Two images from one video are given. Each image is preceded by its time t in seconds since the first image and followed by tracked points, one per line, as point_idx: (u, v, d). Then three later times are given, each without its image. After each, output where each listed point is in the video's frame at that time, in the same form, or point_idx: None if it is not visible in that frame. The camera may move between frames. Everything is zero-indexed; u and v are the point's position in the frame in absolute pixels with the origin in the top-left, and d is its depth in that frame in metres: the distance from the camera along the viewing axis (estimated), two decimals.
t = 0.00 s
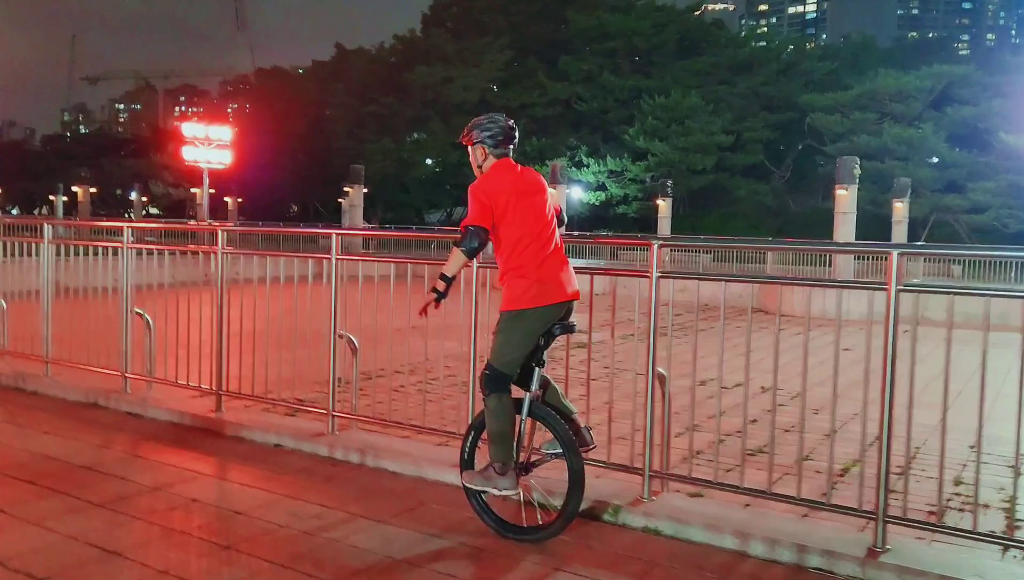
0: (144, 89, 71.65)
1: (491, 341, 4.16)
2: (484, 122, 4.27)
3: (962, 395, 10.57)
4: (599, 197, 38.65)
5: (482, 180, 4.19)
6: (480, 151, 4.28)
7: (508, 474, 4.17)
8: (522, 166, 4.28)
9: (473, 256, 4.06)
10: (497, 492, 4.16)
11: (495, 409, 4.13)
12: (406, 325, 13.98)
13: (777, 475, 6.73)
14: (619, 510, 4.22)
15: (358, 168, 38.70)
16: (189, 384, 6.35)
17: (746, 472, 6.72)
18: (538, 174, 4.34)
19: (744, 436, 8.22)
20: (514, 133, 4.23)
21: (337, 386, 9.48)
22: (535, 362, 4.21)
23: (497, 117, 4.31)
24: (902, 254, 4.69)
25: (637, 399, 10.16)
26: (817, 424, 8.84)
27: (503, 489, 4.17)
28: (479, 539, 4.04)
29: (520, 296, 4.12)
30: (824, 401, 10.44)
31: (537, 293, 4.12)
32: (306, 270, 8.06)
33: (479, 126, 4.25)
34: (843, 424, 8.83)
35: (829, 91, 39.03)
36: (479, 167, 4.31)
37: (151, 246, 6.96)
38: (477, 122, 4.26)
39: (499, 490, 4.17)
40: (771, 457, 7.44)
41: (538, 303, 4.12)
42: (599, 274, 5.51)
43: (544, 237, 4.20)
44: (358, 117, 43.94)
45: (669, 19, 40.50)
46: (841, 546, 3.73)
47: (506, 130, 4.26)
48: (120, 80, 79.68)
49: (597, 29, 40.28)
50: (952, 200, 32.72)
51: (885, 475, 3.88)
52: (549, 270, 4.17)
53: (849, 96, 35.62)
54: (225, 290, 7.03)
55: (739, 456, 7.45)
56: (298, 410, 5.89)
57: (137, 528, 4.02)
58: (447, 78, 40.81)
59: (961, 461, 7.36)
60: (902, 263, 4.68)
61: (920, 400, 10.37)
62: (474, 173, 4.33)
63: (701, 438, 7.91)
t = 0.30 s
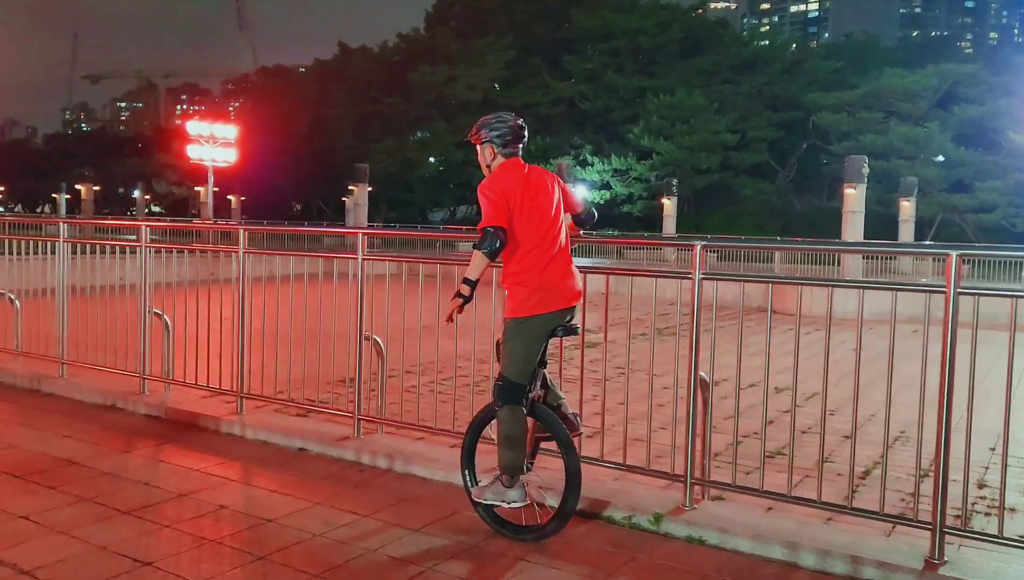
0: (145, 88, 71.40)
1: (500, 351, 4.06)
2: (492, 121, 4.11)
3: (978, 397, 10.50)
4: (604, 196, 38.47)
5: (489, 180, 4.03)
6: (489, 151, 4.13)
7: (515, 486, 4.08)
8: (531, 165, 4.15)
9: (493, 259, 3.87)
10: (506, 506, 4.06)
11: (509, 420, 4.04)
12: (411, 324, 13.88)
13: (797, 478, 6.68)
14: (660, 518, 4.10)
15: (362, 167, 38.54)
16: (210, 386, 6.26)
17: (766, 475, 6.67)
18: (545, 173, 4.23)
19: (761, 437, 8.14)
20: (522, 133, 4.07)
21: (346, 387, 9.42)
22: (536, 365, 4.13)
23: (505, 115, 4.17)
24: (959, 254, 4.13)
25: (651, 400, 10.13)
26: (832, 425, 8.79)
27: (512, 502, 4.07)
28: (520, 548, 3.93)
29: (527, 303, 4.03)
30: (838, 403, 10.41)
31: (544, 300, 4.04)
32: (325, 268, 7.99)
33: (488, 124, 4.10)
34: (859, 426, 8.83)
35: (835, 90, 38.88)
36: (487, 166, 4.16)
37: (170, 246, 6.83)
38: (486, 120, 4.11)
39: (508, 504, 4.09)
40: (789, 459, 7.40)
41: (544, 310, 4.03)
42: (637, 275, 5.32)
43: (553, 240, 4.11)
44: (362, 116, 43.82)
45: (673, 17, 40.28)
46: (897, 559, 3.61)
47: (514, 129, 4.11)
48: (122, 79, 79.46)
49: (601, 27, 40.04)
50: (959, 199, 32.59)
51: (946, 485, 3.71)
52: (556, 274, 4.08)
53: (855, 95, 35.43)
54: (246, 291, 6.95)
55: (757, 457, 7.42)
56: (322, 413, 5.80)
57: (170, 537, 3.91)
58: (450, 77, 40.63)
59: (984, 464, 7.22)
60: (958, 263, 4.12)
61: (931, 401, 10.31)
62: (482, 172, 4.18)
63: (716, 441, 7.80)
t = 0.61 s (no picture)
0: (142, 82, 70.97)
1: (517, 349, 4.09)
2: (515, 119, 4.20)
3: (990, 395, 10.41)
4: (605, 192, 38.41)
5: (507, 177, 4.13)
6: (512, 148, 4.21)
7: (544, 484, 4.10)
8: (551, 162, 4.19)
9: (491, 251, 4.01)
10: (537, 503, 4.09)
11: (525, 418, 4.05)
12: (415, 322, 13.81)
13: (818, 475, 6.56)
14: (711, 524, 4.03)
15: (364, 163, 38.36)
16: (236, 387, 6.14)
17: (786, 474, 6.53)
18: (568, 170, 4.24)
19: (777, 436, 8.00)
20: (544, 129, 4.14)
21: (358, 385, 9.35)
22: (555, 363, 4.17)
23: (530, 112, 4.24)
24: None
25: (662, 398, 9.98)
26: (847, 423, 8.67)
27: (542, 498, 4.11)
28: (569, 555, 3.84)
29: (541, 302, 4.04)
30: (851, 402, 10.26)
31: (560, 298, 4.02)
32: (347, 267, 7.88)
33: (512, 121, 4.19)
34: (876, 424, 8.68)
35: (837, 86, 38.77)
36: (510, 162, 4.25)
37: (195, 245, 6.71)
38: (510, 118, 4.20)
39: (539, 502, 4.11)
40: (806, 456, 7.28)
41: (558, 308, 4.03)
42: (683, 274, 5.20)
43: (571, 238, 4.09)
44: (363, 112, 43.62)
45: (675, 14, 40.08)
46: (959, 566, 3.54)
47: (537, 126, 4.18)
48: (119, 74, 79.04)
49: (603, 23, 39.83)
50: (963, 197, 32.57)
51: (1009, 491, 3.64)
52: (575, 272, 4.07)
53: (858, 92, 35.29)
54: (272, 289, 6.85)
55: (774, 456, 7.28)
56: (354, 414, 5.66)
57: (208, 545, 3.81)
58: (451, 73, 40.41)
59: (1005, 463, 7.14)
60: None
61: (947, 400, 10.13)
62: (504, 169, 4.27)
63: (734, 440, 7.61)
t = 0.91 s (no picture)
0: (138, 80, 70.57)
1: (525, 342, 4.14)
2: (523, 113, 4.22)
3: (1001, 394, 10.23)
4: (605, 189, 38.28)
5: (511, 172, 4.18)
6: (517, 143, 4.24)
7: (567, 475, 4.12)
8: (556, 157, 4.22)
9: (489, 240, 4.10)
10: (560, 495, 4.14)
11: (537, 411, 4.10)
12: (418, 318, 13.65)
13: (836, 474, 6.33)
14: (754, 528, 3.93)
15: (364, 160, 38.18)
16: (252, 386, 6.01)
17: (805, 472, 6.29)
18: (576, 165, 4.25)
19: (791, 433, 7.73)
20: (550, 125, 4.16)
21: (364, 382, 9.24)
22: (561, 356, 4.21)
23: (536, 108, 4.25)
24: None
25: (670, 395, 9.73)
26: (861, 421, 8.45)
27: (563, 490, 4.15)
28: (611, 561, 3.73)
29: (549, 294, 4.06)
30: (861, 399, 10.04)
31: (567, 292, 4.05)
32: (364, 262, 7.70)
33: (518, 117, 4.21)
34: (890, 423, 8.50)
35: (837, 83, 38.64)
36: (515, 157, 4.28)
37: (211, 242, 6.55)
38: (516, 113, 4.22)
39: (563, 495, 4.14)
40: (822, 453, 7.04)
41: (568, 301, 4.06)
42: (725, 271, 5.27)
43: (578, 232, 4.12)
44: (362, 109, 43.43)
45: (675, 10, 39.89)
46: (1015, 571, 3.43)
47: (542, 122, 4.20)
48: (114, 71, 78.48)
49: (602, 20, 39.66)
50: (964, 193, 32.50)
51: None
52: (583, 264, 4.10)
53: (859, 88, 35.17)
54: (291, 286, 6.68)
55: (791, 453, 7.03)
56: (378, 414, 5.49)
57: (237, 550, 3.69)
58: (450, 70, 40.19)
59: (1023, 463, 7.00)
60: None
61: (957, 399, 9.94)
62: (509, 163, 4.30)
63: (748, 439, 7.34)
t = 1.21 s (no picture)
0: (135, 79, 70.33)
1: (520, 346, 3.99)
2: (507, 112, 4.07)
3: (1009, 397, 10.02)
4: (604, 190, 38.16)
5: (503, 172, 4.00)
6: (503, 143, 4.09)
7: (574, 473, 4.02)
8: (546, 157, 4.10)
9: (498, 248, 3.85)
10: (564, 494, 4.03)
11: (533, 415, 3.95)
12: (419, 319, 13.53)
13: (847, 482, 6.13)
14: (786, 542, 3.81)
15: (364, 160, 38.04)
16: (262, 392, 5.88)
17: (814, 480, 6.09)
18: (564, 166, 4.14)
19: (798, 439, 7.51)
20: (537, 123, 4.03)
21: (367, 385, 9.13)
22: (557, 361, 4.08)
23: (522, 106, 4.11)
24: None
25: (673, 399, 9.53)
26: (868, 425, 8.24)
27: (571, 489, 4.03)
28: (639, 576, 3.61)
29: (547, 297, 3.93)
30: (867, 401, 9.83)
31: (565, 294, 3.93)
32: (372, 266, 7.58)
33: (505, 116, 4.06)
34: (898, 426, 8.29)
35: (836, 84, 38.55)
36: (501, 158, 4.13)
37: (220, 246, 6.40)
38: (503, 112, 4.06)
39: (568, 493, 4.04)
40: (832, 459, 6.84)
41: (565, 304, 3.94)
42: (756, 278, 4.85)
43: (572, 233, 4.00)
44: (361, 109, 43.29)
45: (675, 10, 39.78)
46: None
47: (529, 121, 4.06)
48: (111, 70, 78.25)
49: (602, 20, 39.53)
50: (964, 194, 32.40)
51: None
52: (578, 267, 3.99)
53: (859, 89, 35.07)
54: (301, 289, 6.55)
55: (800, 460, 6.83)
56: (390, 422, 5.36)
57: (254, 565, 3.56)
58: (450, 70, 40.05)
59: None
60: None
61: (965, 402, 9.73)
62: (496, 164, 4.14)
63: (755, 445, 7.16)
